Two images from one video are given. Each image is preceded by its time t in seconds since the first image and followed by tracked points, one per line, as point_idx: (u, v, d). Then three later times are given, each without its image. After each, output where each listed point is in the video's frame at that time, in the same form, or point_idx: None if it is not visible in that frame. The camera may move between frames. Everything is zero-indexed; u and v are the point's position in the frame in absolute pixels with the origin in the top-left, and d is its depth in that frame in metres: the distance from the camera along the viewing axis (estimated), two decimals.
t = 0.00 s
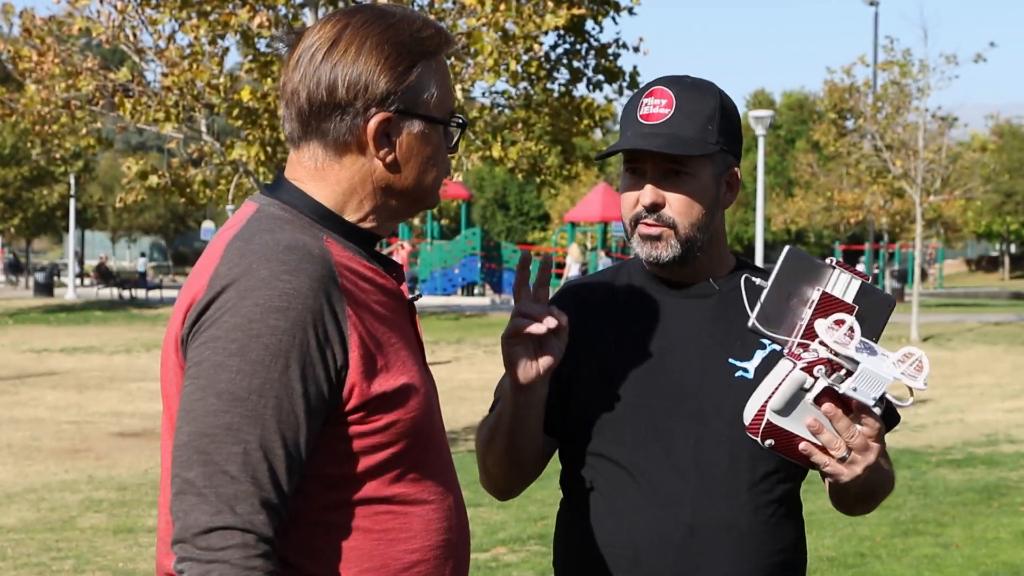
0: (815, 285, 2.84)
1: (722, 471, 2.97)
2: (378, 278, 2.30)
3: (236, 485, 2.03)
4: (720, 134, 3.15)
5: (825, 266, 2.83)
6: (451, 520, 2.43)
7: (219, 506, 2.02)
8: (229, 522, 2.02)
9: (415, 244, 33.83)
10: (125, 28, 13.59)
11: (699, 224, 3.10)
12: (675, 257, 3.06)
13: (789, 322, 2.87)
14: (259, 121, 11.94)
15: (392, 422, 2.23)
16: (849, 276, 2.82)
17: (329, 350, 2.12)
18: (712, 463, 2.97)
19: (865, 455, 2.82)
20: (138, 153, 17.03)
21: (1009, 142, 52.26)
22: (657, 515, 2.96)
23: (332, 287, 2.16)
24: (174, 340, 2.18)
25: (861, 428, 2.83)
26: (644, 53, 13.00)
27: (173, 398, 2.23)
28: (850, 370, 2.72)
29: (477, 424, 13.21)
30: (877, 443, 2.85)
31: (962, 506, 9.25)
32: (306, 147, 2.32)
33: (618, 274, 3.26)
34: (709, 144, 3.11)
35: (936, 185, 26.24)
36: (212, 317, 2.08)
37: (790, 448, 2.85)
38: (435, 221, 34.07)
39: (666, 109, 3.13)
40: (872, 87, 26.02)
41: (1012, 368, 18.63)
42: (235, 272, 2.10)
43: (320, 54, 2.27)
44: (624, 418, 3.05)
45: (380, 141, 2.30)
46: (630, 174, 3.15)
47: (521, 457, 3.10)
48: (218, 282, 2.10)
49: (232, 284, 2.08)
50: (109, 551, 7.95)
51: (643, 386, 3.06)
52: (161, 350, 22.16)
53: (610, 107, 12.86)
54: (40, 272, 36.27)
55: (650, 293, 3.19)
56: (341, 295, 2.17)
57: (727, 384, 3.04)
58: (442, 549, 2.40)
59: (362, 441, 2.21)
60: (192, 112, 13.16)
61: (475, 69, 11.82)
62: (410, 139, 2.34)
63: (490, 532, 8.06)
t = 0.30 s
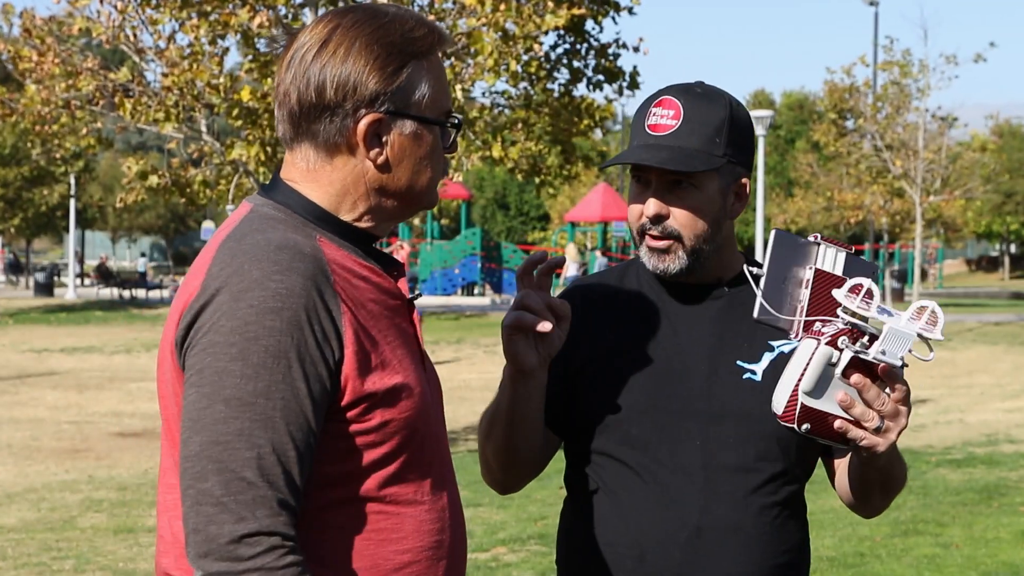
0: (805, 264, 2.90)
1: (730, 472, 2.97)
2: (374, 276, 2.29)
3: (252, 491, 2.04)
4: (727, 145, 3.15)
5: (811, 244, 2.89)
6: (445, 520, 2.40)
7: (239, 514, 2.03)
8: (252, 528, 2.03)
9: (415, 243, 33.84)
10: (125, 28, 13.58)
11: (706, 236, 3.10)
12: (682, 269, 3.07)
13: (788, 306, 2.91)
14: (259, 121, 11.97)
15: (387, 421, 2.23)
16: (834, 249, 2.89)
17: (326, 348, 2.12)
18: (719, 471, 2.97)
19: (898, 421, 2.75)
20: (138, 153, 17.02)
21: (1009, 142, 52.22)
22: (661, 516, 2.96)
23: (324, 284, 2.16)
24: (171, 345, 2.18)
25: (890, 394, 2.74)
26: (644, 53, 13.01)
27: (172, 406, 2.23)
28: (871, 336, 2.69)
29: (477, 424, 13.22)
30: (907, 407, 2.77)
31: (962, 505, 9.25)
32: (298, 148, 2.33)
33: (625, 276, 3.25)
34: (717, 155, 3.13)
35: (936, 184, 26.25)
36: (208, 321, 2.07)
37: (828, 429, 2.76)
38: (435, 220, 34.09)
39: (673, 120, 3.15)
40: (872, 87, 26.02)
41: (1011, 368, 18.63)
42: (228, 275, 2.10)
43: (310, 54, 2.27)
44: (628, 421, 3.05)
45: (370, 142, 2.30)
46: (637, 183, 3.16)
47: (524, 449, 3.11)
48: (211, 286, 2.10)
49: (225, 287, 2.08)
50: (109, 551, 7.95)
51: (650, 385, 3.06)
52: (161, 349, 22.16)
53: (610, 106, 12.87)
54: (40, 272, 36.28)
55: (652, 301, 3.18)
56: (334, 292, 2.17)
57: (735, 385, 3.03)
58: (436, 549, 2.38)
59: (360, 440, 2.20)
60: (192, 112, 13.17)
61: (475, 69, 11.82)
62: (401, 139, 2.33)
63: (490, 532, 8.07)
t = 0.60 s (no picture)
0: (787, 325, 2.71)
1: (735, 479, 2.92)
2: (375, 278, 2.29)
3: (244, 492, 2.03)
4: (726, 126, 3.07)
5: (797, 306, 2.72)
6: (442, 521, 2.40)
7: (230, 516, 2.02)
8: (240, 530, 2.02)
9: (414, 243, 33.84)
10: (125, 28, 13.57)
11: (700, 217, 3.07)
12: (674, 250, 3.04)
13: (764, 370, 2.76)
14: (259, 122, 11.97)
15: (384, 422, 2.22)
16: (822, 316, 2.70)
17: (323, 352, 2.13)
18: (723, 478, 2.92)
19: (832, 505, 2.69)
20: (138, 153, 17.00)
21: (1009, 142, 52.23)
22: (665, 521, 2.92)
23: (321, 288, 2.16)
24: (168, 346, 2.18)
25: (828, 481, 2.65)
26: (644, 53, 13.01)
27: (168, 405, 2.23)
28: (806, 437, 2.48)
29: (477, 424, 13.22)
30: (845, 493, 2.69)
31: (962, 506, 9.25)
32: (299, 148, 2.32)
33: (628, 275, 3.19)
34: (714, 135, 3.05)
35: (936, 184, 26.25)
36: (206, 324, 2.07)
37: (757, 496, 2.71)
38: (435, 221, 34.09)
39: (673, 99, 3.06)
40: (872, 87, 25.99)
41: (1012, 368, 18.63)
42: (226, 277, 2.10)
43: (312, 54, 2.27)
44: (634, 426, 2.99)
45: (370, 143, 2.30)
46: (638, 162, 3.12)
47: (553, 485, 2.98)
48: (208, 288, 2.10)
49: (223, 290, 2.08)
50: (109, 551, 7.95)
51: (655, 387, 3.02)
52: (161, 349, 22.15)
53: (610, 107, 12.85)
54: (40, 272, 36.28)
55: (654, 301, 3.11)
56: (331, 297, 2.17)
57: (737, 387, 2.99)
58: (431, 550, 2.37)
59: (357, 442, 2.20)
60: (192, 113, 13.17)
61: (475, 69, 11.82)
62: (401, 141, 2.33)
63: (490, 532, 8.07)
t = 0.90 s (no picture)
0: (784, 322, 2.71)
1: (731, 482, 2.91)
2: (377, 276, 2.29)
3: (225, 484, 2.03)
4: (723, 125, 3.07)
5: (794, 304, 2.71)
6: (439, 523, 2.39)
7: (207, 506, 2.03)
8: (217, 522, 2.02)
9: (414, 243, 33.82)
10: (125, 28, 13.57)
11: (698, 215, 3.06)
12: (673, 249, 3.04)
13: (753, 363, 2.73)
14: (259, 122, 11.97)
15: (382, 423, 2.22)
16: (817, 317, 2.70)
17: (319, 350, 2.13)
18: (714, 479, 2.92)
19: (804, 501, 2.68)
20: (138, 153, 16.99)
21: (1010, 142, 52.21)
22: (659, 521, 2.92)
23: (322, 288, 2.16)
24: (168, 336, 2.18)
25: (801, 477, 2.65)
26: (644, 53, 13.00)
27: (165, 394, 2.23)
28: (771, 427, 2.51)
29: (477, 424, 13.23)
30: (820, 491, 2.68)
31: (962, 506, 9.25)
32: (297, 149, 2.33)
33: (625, 274, 3.20)
34: (710, 134, 3.05)
35: (937, 185, 26.26)
36: (202, 316, 2.08)
37: (731, 484, 2.73)
38: (435, 221, 34.10)
39: (670, 99, 3.07)
40: (872, 87, 25.96)
41: (1012, 368, 18.63)
42: (227, 271, 2.10)
43: (298, 54, 2.28)
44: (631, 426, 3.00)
45: (367, 133, 2.30)
46: (634, 162, 3.13)
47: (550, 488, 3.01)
48: (210, 280, 2.10)
49: (222, 284, 2.08)
50: (109, 551, 7.95)
51: (650, 386, 3.03)
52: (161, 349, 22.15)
53: (610, 106, 12.83)
54: (40, 272, 36.28)
55: (655, 300, 3.12)
56: (331, 294, 2.18)
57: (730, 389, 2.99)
58: (425, 551, 2.36)
59: (349, 440, 2.20)
60: (192, 112, 13.18)
61: (475, 69, 11.82)
62: (396, 126, 2.33)
63: (490, 532, 8.07)
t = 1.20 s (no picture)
0: (808, 314, 2.71)
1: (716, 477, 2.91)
2: (374, 276, 2.29)
3: (226, 486, 2.03)
4: (709, 125, 3.08)
5: (819, 298, 2.71)
6: (440, 522, 2.39)
7: (210, 508, 2.03)
8: (221, 524, 2.03)
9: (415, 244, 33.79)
10: (125, 28, 13.57)
11: (688, 214, 3.06)
12: (662, 248, 3.04)
13: (770, 348, 2.71)
14: (259, 121, 11.96)
15: (379, 422, 2.22)
16: (841, 312, 2.70)
17: (316, 349, 2.13)
18: (704, 472, 2.92)
19: (797, 492, 2.65)
20: (138, 153, 16.99)
21: (1010, 142, 52.20)
22: (646, 514, 2.93)
23: (318, 288, 2.16)
24: (165, 340, 2.19)
25: (798, 467, 2.64)
26: (644, 53, 13.00)
27: (165, 398, 2.23)
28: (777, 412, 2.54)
29: (477, 424, 13.24)
30: (815, 485, 2.66)
31: (962, 506, 9.25)
32: (301, 142, 2.32)
33: (618, 271, 3.21)
34: (697, 133, 3.06)
35: (937, 185, 26.26)
36: (198, 317, 2.08)
37: (728, 465, 2.73)
38: (435, 221, 34.11)
39: (656, 100, 3.08)
40: (872, 87, 25.94)
41: (1012, 368, 18.63)
42: (222, 271, 2.10)
43: (312, 48, 2.28)
44: (619, 422, 3.01)
45: (373, 133, 2.30)
46: (621, 164, 3.14)
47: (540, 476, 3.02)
48: (205, 281, 2.10)
49: (218, 285, 2.09)
50: (109, 551, 7.95)
51: (644, 383, 3.02)
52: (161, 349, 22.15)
53: (610, 106, 12.81)
54: (40, 272, 36.27)
55: (651, 297, 3.12)
56: (326, 292, 2.17)
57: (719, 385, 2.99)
58: (428, 552, 2.36)
59: (347, 440, 2.20)
60: (192, 112, 13.19)
61: (475, 69, 11.81)
62: (403, 130, 2.33)
63: (490, 532, 8.08)
